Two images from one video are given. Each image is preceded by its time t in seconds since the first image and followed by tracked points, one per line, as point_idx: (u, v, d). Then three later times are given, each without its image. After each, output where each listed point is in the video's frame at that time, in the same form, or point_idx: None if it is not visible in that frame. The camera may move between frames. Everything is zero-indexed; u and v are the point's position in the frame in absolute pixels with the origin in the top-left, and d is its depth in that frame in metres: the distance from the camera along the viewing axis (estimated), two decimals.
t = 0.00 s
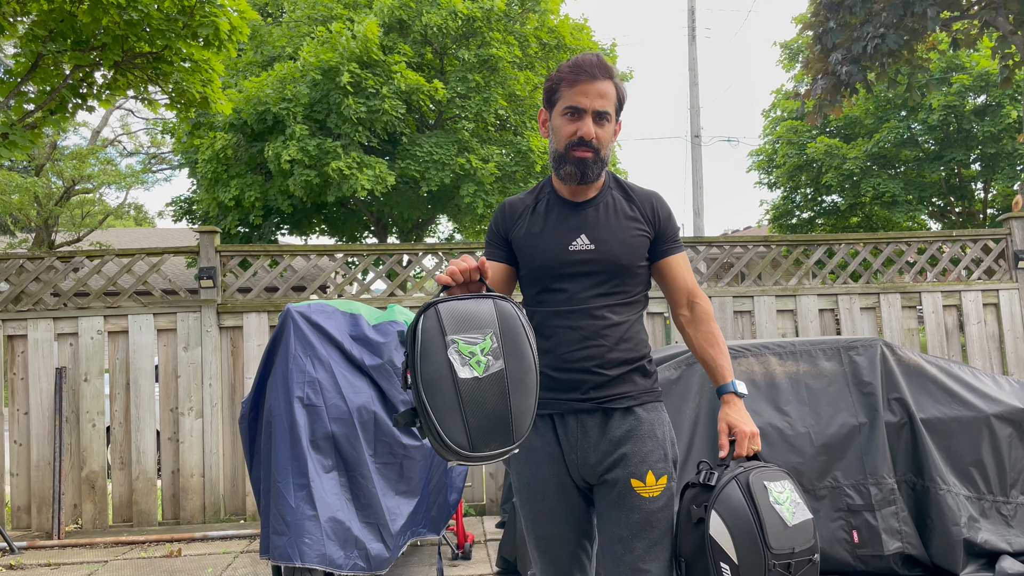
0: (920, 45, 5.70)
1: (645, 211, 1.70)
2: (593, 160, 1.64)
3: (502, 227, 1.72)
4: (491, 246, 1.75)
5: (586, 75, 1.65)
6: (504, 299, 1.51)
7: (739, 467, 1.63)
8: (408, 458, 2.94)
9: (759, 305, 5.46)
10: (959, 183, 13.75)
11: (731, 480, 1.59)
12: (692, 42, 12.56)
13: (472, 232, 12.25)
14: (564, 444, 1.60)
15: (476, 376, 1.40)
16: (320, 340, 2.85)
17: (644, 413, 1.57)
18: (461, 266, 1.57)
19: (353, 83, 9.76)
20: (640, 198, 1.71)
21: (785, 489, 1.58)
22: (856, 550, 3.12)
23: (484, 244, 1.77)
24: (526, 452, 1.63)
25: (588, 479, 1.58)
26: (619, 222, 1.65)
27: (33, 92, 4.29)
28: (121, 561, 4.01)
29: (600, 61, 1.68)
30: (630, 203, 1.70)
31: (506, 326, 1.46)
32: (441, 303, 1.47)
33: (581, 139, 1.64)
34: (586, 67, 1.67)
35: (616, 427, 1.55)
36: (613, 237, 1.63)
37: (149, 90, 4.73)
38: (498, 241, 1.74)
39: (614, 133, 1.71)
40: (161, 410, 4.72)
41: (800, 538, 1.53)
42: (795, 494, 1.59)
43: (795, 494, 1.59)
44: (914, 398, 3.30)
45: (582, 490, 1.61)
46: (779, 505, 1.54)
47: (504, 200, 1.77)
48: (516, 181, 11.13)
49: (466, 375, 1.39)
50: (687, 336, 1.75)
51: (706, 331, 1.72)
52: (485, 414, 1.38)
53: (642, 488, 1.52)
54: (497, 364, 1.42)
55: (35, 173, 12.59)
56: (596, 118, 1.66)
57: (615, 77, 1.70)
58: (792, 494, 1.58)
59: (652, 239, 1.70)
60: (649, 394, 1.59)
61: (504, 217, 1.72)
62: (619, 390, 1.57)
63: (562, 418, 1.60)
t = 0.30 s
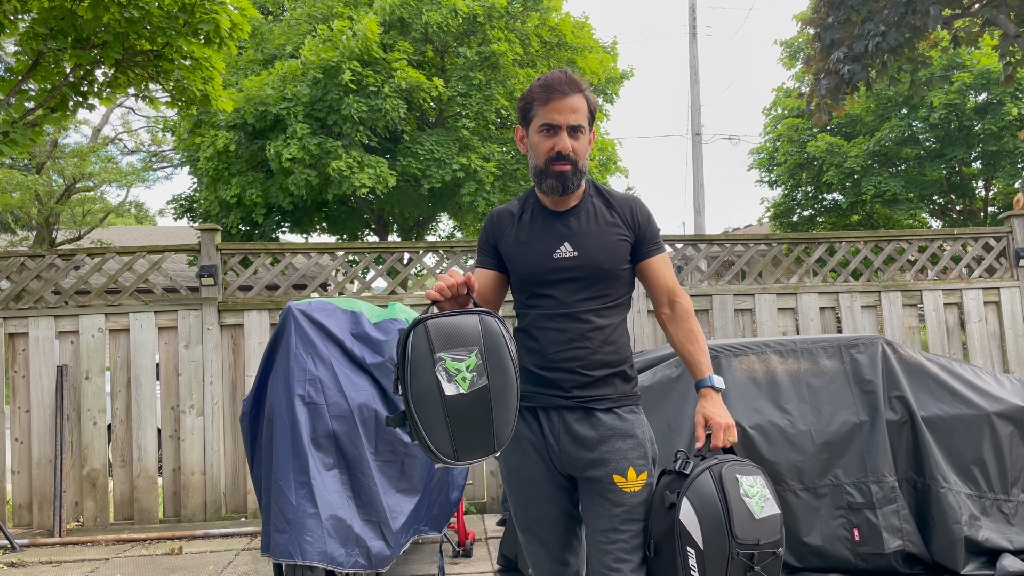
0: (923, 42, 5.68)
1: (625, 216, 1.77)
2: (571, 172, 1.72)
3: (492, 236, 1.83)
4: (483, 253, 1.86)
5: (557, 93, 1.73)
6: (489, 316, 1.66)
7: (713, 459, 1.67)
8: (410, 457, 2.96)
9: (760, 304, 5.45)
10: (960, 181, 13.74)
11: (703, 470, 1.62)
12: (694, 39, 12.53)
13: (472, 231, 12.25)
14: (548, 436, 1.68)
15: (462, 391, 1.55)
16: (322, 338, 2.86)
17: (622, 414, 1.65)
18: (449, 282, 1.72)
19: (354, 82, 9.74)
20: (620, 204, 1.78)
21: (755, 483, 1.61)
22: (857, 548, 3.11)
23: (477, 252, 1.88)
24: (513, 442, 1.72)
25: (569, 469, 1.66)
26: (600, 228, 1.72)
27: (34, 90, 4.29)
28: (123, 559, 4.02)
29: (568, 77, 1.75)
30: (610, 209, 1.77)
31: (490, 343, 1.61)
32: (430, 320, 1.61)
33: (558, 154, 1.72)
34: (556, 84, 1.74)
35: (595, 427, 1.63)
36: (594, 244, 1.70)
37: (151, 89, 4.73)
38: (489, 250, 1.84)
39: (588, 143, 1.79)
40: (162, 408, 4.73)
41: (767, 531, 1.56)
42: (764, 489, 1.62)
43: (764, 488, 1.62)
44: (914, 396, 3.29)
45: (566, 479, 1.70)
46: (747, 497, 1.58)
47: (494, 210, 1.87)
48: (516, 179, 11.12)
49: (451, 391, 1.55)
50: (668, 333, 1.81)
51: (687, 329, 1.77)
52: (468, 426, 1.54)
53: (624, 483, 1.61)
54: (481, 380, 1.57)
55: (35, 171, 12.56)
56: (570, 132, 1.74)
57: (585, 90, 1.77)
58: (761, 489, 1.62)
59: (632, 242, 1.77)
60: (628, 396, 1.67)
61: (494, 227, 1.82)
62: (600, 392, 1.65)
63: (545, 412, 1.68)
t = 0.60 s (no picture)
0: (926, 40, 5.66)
1: (617, 212, 1.77)
2: (566, 171, 1.72)
3: (487, 232, 1.83)
4: (479, 249, 1.86)
5: (550, 94, 1.72)
6: (484, 311, 1.65)
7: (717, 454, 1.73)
8: (412, 453, 2.96)
9: (762, 301, 5.45)
10: (962, 179, 13.72)
11: (720, 466, 1.67)
12: (696, 36, 12.51)
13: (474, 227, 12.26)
14: (547, 427, 1.68)
15: (457, 385, 1.56)
16: (324, 334, 2.86)
17: (618, 402, 1.65)
18: (443, 280, 1.72)
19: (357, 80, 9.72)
20: (612, 199, 1.78)
21: (751, 474, 1.75)
22: (859, 545, 3.12)
23: (473, 248, 1.88)
24: (511, 432, 1.72)
25: (568, 459, 1.66)
26: (593, 224, 1.72)
27: (37, 86, 4.29)
28: (125, 554, 4.03)
29: (561, 78, 1.75)
30: (603, 205, 1.77)
31: (484, 338, 1.61)
32: (426, 316, 1.61)
33: (552, 153, 1.72)
34: (549, 86, 1.74)
35: (591, 416, 1.63)
36: (588, 238, 1.70)
37: (153, 85, 4.74)
38: (484, 246, 1.85)
39: (581, 142, 1.79)
40: (165, 404, 4.73)
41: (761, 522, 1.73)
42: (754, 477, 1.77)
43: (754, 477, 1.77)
44: (915, 393, 3.29)
45: (566, 469, 1.70)
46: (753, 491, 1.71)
47: (489, 207, 1.87)
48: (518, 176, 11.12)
49: (447, 385, 1.55)
50: (659, 327, 1.82)
51: (677, 323, 1.78)
52: (463, 420, 1.55)
53: (622, 470, 1.61)
54: (475, 374, 1.57)
55: (38, 167, 12.58)
56: (564, 132, 1.74)
57: (577, 91, 1.77)
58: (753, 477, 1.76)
59: (624, 237, 1.77)
60: (623, 386, 1.67)
61: (490, 224, 1.82)
62: (596, 382, 1.65)
63: (543, 403, 1.68)
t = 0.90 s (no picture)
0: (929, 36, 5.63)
1: (619, 208, 1.76)
2: (569, 168, 1.71)
3: (489, 228, 1.81)
4: (479, 246, 1.85)
5: (555, 92, 1.70)
6: (486, 310, 1.66)
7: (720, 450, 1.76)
8: (413, 448, 2.96)
9: (764, 298, 5.44)
10: (966, 176, 13.66)
11: (724, 463, 1.71)
12: (700, 33, 12.47)
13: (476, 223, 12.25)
14: (549, 422, 1.67)
15: (457, 380, 1.55)
16: (325, 329, 2.86)
17: (619, 399, 1.65)
18: (447, 277, 1.72)
19: (359, 76, 9.70)
20: (615, 197, 1.77)
21: (752, 467, 1.79)
22: (859, 543, 3.12)
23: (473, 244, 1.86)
24: (512, 427, 1.71)
25: (570, 454, 1.66)
26: (596, 220, 1.72)
27: (39, 80, 4.28)
28: (127, 549, 4.04)
29: (567, 76, 1.74)
30: (605, 202, 1.76)
31: (486, 336, 1.61)
32: (428, 312, 1.61)
33: (556, 150, 1.70)
34: (554, 83, 1.73)
35: (593, 412, 1.63)
36: (591, 235, 1.69)
37: (155, 79, 4.73)
38: (485, 242, 1.83)
39: (585, 140, 1.77)
40: (167, 399, 4.74)
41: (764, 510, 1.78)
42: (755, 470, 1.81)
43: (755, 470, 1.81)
44: (917, 391, 3.28)
45: (566, 463, 1.69)
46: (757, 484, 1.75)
47: (491, 203, 1.85)
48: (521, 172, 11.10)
49: (447, 380, 1.54)
50: (658, 323, 1.81)
51: (677, 320, 1.78)
52: (462, 415, 1.53)
53: (622, 468, 1.61)
54: (476, 370, 1.57)
55: (41, 161, 12.58)
56: (568, 130, 1.73)
57: (582, 89, 1.76)
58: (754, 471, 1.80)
59: (626, 235, 1.76)
60: (624, 383, 1.67)
61: (491, 220, 1.81)
62: (598, 378, 1.65)
63: (544, 399, 1.68)
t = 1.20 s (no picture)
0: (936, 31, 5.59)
1: (628, 202, 1.75)
2: (579, 158, 1.69)
3: (496, 219, 1.79)
4: (485, 237, 1.82)
5: (565, 79, 1.70)
6: (501, 306, 1.64)
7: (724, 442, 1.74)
8: (417, 442, 2.96)
9: (768, 293, 5.41)
10: (970, 172, 13.59)
11: (725, 456, 1.69)
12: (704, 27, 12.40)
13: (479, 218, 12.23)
14: (555, 416, 1.66)
15: (473, 377, 1.54)
16: (328, 322, 2.85)
17: (625, 394, 1.65)
18: (460, 275, 1.70)
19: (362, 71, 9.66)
20: (624, 192, 1.77)
21: (757, 458, 1.76)
22: (863, 538, 3.10)
23: (478, 236, 1.84)
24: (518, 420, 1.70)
25: (576, 448, 1.64)
26: (606, 214, 1.71)
27: (42, 73, 4.26)
28: (130, 541, 4.04)
29: (578, 65, 1.74)
30: (615, 196, 1.75)
31: (501, 331, 1.60)
32: (442, 309, 1.60)
33: (565, 138, 1.69)
34: (564, 72, 1.72)
35: (600, 406, 1.62)
36: (601, 228, 1.68)
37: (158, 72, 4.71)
38: (491, 234, 1.81)
39: (595, 131, 1.76)
40: (170, 392, 4.74)
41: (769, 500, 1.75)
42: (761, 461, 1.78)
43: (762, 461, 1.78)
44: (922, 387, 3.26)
45: (572, 456, 1.68)
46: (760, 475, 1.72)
47: (497, 194, 1.83)
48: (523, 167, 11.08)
49: (463, 377, 1.53)
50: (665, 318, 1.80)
51: (684, 314, 1.77)
52: (480, 411, 1.52)
53: (629, 463, 1.60)
54: (492, 366, 1.56)
55: (44, 154, 12.58)
56: (578, 118, 1.72)
57: (593, 79, 1.75)
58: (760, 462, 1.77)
59: (635, 229, 1.76)
60: (631, 378, 1.67)
61: (498, 210, 1.78)
62: (605, 373, 1.64)
63: (551, 393, 1.66)
